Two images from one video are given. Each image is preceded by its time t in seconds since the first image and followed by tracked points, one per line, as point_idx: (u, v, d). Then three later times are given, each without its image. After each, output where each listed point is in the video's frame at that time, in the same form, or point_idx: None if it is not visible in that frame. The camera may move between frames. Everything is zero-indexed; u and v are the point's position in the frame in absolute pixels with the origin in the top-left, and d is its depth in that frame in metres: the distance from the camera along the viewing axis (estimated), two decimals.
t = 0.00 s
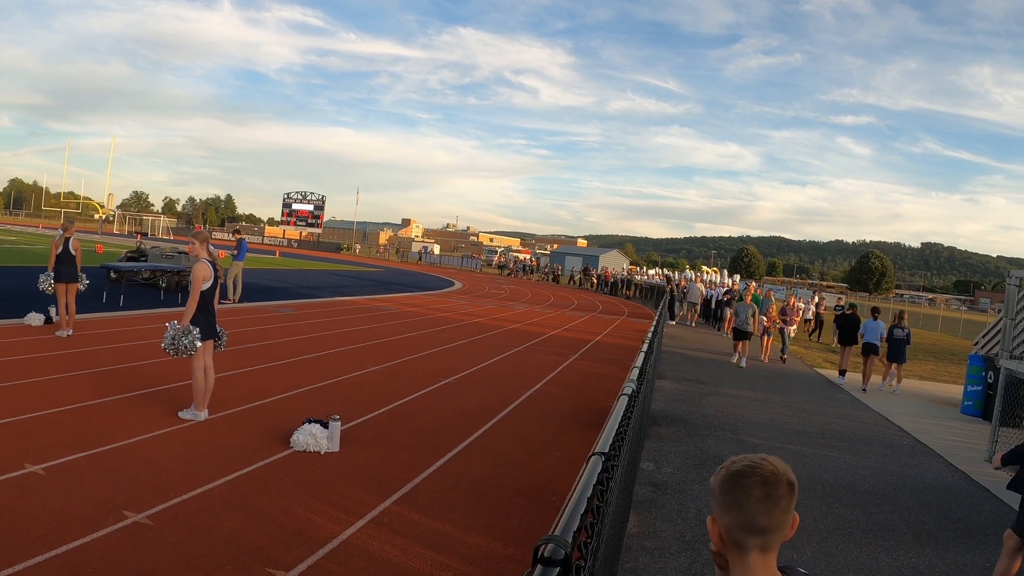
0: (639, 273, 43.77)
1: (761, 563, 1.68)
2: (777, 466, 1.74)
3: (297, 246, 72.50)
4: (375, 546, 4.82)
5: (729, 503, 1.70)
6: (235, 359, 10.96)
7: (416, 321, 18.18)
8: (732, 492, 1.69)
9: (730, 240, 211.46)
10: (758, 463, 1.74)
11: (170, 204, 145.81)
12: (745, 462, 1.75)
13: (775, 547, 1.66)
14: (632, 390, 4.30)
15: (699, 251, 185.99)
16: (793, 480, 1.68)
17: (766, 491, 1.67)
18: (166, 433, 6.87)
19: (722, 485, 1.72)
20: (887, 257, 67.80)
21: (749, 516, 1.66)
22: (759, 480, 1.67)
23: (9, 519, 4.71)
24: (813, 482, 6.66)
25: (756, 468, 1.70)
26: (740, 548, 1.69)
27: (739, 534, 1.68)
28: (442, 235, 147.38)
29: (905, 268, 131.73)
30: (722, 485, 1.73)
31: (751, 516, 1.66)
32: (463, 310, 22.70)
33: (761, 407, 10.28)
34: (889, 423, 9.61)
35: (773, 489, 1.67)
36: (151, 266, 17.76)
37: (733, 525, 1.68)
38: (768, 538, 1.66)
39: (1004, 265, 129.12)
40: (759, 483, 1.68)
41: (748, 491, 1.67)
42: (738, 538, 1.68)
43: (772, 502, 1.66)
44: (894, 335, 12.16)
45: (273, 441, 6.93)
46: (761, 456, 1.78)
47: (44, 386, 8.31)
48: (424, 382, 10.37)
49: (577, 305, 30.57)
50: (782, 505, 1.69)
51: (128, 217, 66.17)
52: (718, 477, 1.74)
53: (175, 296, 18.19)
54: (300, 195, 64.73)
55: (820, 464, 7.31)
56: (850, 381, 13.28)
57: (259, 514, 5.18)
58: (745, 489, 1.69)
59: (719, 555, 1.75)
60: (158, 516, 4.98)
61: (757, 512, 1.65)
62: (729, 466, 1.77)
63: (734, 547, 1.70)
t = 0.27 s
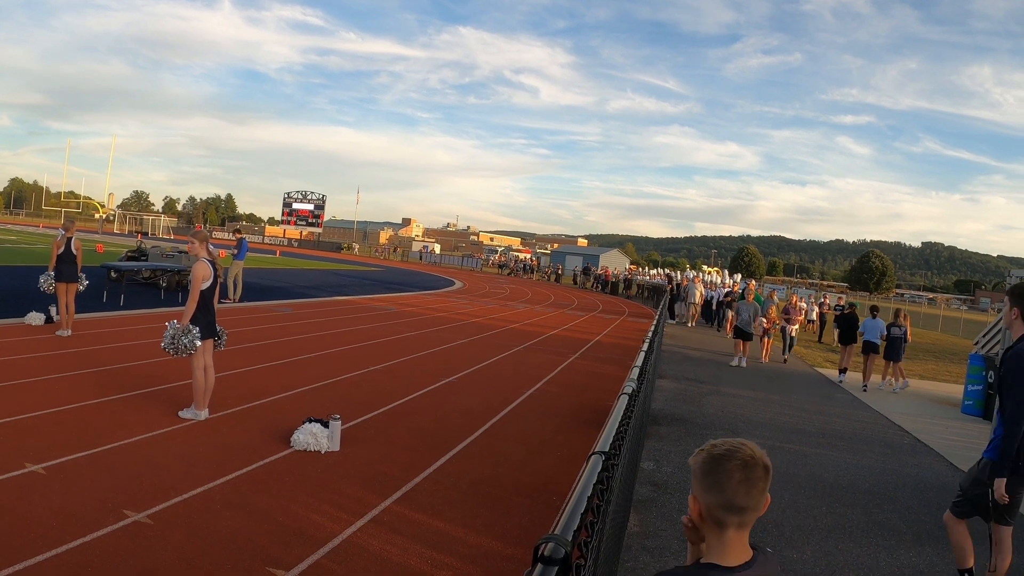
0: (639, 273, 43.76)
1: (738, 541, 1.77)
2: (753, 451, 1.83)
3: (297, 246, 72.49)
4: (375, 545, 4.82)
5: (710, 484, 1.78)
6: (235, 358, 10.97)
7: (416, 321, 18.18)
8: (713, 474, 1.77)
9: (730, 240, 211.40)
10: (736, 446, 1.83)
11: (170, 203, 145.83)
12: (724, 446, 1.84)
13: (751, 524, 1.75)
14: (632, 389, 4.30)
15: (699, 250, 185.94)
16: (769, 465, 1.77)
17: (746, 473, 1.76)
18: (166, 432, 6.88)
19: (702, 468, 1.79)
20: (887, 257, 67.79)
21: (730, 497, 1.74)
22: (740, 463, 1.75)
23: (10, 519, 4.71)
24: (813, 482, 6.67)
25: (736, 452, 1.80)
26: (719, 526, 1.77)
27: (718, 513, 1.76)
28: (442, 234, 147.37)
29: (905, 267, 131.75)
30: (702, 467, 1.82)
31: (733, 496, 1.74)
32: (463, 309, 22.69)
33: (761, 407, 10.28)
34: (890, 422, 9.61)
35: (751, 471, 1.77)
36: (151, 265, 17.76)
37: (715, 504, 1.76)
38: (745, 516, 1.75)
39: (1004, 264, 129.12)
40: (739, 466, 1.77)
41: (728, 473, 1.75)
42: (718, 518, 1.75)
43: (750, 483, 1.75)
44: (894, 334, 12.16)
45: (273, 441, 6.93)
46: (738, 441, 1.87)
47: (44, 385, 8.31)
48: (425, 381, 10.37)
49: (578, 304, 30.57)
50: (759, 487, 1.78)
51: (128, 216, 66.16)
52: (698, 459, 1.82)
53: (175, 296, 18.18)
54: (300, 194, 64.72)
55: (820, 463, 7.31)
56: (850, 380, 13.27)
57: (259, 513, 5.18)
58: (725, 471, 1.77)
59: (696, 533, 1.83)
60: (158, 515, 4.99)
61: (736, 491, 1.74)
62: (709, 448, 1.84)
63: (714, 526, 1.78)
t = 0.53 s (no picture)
0: (639, 272, 43.70)
1: (711, 517, 1.92)
2: (724, 432, 1.99)
3: (297, 245, 72.42)
4: (375, 545, 4.82)
5: (687, 465, 1.91)
6: (234, 357, 10.96)
7: (416, 320, 18.17)
8: (690, 454, 1.91)
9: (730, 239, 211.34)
10: (710, 429, 1.97)
11: (169, 202, 145.72)
12: (700, 428, 1.97)
13: (725, 503, 1.89)
14: (632, 388, 4.29)
15: (699, 249, 185.88)
16: (741, 447, 1.93)
17: (721, 454, 1.90)
18: (166, 431, 6.88)
19: (681, 448, 1.93)
20: (887, 255, 67.73)
21: (706, 476, 1.88)
22: (715, 444, 1.90)
23: (11, 517, 4.72)
24: (812, 481, 6.67)
25: (711, 434, 1.94)
26: (694, 504, 1.90)
27: (695, 492, 1.89)
28: (442, 233, 147.30)
29: (905, 266, 131.72)
30: (679, 448, 1.95)
31: (709, 476, 1.87)
32: (463, 308, 22.69)
33: (761, 406, 10.28)
34: (890, 421, 9.61)
35: (725, 452, 1.92)
36: (151, 264, 17.73)
37: (691, 483, 1.90)
38: (719, 495, 1.89)
39: (1004, 263, 129.10)
40: (714, 447, 1.91)
41: (705, 454, 1.89)
42: (693, 496, 1.89)
43: (725, 463, 1.90)
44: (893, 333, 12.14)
45: (273, 440, 6.93)
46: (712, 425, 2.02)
47: (44, 384, 8.31)
48: (425, 381, 10.37)
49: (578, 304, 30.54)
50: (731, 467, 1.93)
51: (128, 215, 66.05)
52: (675, 440, 1.95)
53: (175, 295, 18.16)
54: (300, 193, 64.66)
55: (820, 462, 7.32)
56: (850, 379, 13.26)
57: (259, 512, 5.18)
58: (701, 451, 1.91)
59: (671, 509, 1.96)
60: (158, 514, 4.99)
61: (712, 471, 1.88)
62: (685, 430, 1.98)
63: (689, 504, 1.91)
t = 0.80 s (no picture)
0: (640, 276, 43.70)
1: (690, 519, 1.96)
2: (707, 436, 2.04)
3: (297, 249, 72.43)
4: (376, 549, 4.81)
5: (667, 466, 1.97)
6: (235, 361, 10.95)
7: (417, 324, 18.16)
8: (670, 456, 1.97)
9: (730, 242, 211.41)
10: (692, 432, 2.03)
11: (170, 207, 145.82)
12: (683, 429, 2.03)
13: (703, 506, 1.94)
14: (633, 391, 4.28)
15: (699, 253, 186.00)
16: (723, 451, 1.98)
17: (701, 457, 1.96)
18: (167, 435, 6.87)
19: (662, 449, 1.99)
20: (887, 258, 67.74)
21: (684, 478, 1.93)
22: (696, 447, 1.95)
23: (11, 521, 4.71)
24: (813, 484, 6.66)
25: (692, 437, 1.99)
26: (672, 505, 1.95)
27: (673, 493, 1.94)
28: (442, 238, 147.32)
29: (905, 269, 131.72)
30: (660, 448, 2.01)
31: (687, 478, 1.93)
32: (463, 313, 22.68)
33: (762, 410, 10.27)
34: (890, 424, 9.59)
35: (706, 455, 1.97)
36: (152, 268, 17.73)
37: (670, 484, 1.95)
38: (698, 498, 1.93)
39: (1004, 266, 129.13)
40: (694, 450, 1.96)
41: (685, 457, 1.95)
42: (672, 497, 1.94)
43: (703, 466, 1.95)
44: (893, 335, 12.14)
45: (273, 444, 6.92)
46: (696, 427, 2.07)
47: (45, 388, 8.30)
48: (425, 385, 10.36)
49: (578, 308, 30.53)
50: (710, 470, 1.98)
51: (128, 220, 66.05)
52: (657, 440, 2.01)
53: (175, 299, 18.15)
54: (300, 198, 64.69)
55: (821, 465, 7.31)
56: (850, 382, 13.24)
57: (259, 516, 5.18)
58: (681, 453, 1.97)
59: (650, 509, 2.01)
60: (158, 518, 4.98)
61: (690, 474, 1.93)
62: (668, 431, 2.04)
63: (667, 505, 1.96)
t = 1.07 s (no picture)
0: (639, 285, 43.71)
1: (681, 538, 1.95)
2: (698, 454, 2.01)
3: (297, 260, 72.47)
4: (377, 560, 4.78)
5: (653, 486, 1.95)
6: (234, 372, 10.93)
7: (417, 334, 18.15)
8: (657, 478, 1.94)
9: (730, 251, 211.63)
10: (680, 450, 2.00)
11: (170, 218, 146.03)
12: (669, 448, 2.00)
13: (693, 526, 1.93)
14: (633, 402, 4.27)
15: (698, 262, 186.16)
16: (711, 470, 1.96)
17: (687, 477, 1.93)
18: (167, 446, 6.85)
19: (649, 470, 1.97)
20: (887, 267, 67.79)
21: (671, 499, 1.92)
22: (681, 468, 1.93)
23: (11, 532, 4.68)
24: (814, 493, 6.63)
25: (679, 457, 1.96)
26: (661, 525, 1.94)
27: (661, 513, 1.93)
28: (441, 247, 147.48)
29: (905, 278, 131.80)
30: (648, 468, 1.99)
31: (674, 500, 1.91)
32: (463, 323, 22.66)
33: (762, 419, 10.25)
34: (891, 433, 9.56)
35: (693, 476, 1.93)
36: (152, 278, 17.74)
37: (657, 504, 1.94)
38: (687, 518, 1.92)
39: (1004, 275, 129.23)
40: (681, 471, 1.94)
41: (671, 479, 1.92)
42: (660, 519, 1.93)
43: (690, 487, 1.93)
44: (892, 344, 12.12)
45: (273, 455, 6.89)
46: (683, 444, 2.04)
47: (44, 399, 8.28)
48: (425, 395, 10.33)
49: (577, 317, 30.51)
50: (699, 489, 1.96)
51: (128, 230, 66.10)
52: (644, 460, 1.99)
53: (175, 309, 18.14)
54: (300, 208, 64.80)
55: (821, 475, 7.28)
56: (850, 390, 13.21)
57: (259, 526, 5.15)
58: (668, 473, 1.95)
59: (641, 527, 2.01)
60: (158, 529, 4.95)
61: (677, 496, 1.92)
62: (655, 450, 2.02)
63: (657, 525, 1.96)
